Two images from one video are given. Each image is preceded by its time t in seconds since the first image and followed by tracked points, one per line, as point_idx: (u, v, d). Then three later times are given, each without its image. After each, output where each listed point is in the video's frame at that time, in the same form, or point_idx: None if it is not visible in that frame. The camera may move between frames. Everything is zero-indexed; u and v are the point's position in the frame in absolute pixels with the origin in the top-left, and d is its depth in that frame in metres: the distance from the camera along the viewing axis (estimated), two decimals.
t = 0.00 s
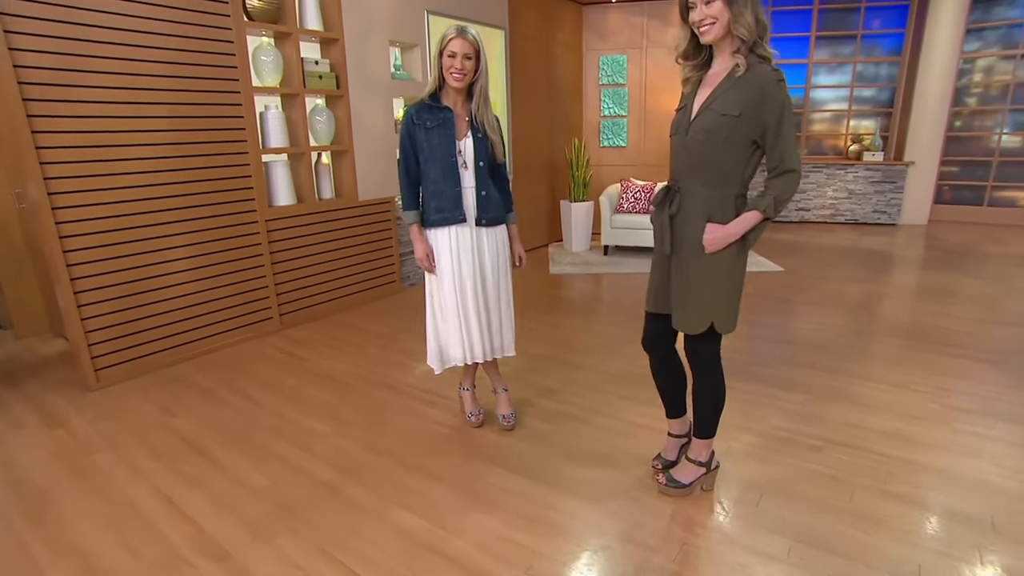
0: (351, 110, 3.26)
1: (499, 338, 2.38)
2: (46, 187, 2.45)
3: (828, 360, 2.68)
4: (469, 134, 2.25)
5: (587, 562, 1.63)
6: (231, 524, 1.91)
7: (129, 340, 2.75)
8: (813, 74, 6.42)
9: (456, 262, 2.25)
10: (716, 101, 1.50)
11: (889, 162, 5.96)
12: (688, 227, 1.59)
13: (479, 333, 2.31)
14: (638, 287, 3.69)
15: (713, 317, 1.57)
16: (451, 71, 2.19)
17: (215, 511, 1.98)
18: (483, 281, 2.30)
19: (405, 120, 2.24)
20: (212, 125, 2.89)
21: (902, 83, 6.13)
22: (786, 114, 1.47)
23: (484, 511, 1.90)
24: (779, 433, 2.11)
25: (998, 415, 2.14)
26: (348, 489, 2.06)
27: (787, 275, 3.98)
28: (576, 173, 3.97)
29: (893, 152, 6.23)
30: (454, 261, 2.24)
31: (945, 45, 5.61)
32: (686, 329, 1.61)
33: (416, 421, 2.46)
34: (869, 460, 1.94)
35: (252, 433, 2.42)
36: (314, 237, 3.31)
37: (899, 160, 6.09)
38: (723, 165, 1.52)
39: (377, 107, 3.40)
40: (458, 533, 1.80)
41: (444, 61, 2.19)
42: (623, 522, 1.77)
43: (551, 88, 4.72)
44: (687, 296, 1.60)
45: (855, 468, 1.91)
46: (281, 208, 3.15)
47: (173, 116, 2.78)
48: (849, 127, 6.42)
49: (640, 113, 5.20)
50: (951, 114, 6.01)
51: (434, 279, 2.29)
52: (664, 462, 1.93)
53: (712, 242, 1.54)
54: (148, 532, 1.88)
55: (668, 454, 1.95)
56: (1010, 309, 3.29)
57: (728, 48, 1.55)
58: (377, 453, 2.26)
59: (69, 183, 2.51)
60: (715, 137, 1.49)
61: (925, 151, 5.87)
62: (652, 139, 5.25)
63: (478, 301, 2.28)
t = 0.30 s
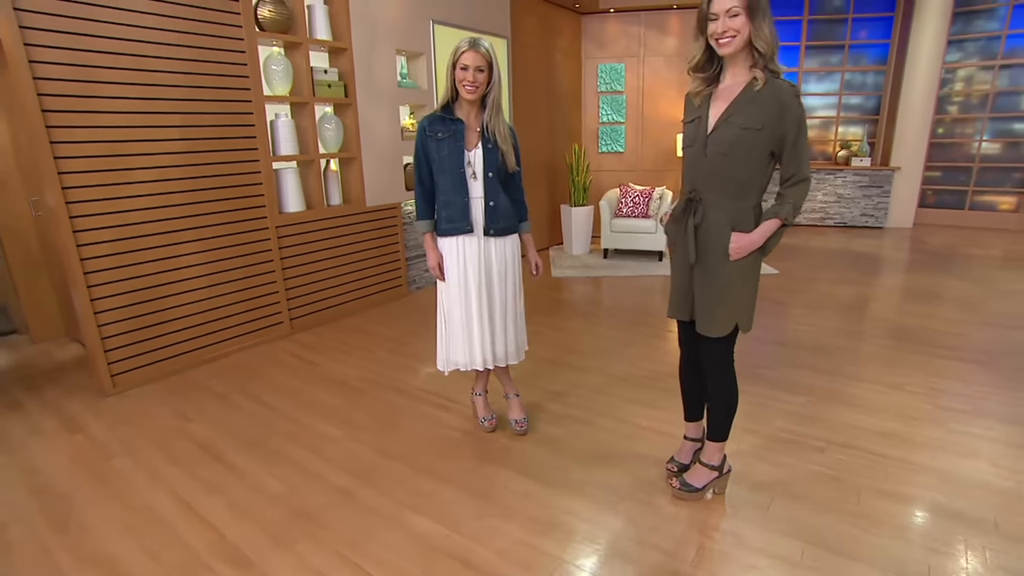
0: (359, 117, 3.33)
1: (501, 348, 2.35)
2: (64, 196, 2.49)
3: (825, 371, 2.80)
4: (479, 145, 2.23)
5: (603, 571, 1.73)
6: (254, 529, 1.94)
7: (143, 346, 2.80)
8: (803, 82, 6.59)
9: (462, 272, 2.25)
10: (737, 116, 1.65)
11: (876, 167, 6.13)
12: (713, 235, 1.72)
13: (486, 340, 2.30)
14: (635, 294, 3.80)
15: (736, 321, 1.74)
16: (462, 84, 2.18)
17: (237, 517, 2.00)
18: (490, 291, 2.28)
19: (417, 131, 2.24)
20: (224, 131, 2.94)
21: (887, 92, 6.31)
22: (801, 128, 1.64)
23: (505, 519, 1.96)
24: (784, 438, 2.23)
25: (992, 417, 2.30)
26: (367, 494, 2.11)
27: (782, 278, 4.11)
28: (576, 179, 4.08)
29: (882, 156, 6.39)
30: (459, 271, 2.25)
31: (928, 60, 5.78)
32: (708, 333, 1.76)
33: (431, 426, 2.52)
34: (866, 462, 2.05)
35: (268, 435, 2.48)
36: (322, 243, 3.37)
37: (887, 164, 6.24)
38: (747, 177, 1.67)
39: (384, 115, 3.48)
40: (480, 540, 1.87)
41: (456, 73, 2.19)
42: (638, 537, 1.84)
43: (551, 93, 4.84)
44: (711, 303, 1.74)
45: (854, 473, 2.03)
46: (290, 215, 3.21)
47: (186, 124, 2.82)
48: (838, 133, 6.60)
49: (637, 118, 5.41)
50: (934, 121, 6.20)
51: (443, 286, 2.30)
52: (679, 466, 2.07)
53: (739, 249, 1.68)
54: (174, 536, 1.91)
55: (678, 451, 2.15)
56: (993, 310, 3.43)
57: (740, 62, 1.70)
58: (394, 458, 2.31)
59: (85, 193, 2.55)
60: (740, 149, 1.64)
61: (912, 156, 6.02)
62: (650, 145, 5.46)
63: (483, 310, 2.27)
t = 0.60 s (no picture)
0: (361, 117, 3.35)
1: (512, 352, 2.32)
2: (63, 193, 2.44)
3: (834, 377, 2.82)
4: (491, 147, 2.22)
5: None
6: (267, 539, 1.92)
7: (147, 350, 2.77)
8: (803, 80, 6.60)
9: (472, 275, 2.23)
10: (758, 123, 1.64)
11: (876, 165, 6.17)
12: (734, 239, 1.72)
13: (496, 344, 2.28)
14: (638, 295, 3.81)
15: (760, 322, 1.74)
16: (474, 87, 2.15)
17: (249, 527, 1.98)
18: (501, 293, 2.27)
19: (428, 133, 2.22)
20: (225, 132, 2.91)
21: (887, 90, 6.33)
22: (822, 135, 1.64)
23: (522, 529, 1.96)
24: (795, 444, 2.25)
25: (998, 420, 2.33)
26: (380, 502, 2.10)
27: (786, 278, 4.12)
28: (577, 177, 4.10)
29: (881, 154, 6.42)
30: (470, 274, 2.23)
31: (927, 57, 5.80)
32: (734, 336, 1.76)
33: (441, 430, 2.52)
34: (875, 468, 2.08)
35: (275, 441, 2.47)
36: (325, 244, 3.37)
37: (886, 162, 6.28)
38: (769, 183, 1.67)
39: (384, 114, 3.50)
40: (497, 549, 1.87)
41: (467, 75, 2.16)
42: (658, 546, 1.84)
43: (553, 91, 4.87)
44: (736, 307, 1.75)
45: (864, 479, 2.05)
46: (293, 216, 3.21)
47: (188, 124, 2.79)
48: (838, 131, 6.63)
49: (637, 115, 5.52)
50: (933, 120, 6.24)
51: (453, 288, 2.28)
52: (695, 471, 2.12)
53: (759, 253, 1.68)
54: (186, 547, 1.89)
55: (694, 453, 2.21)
56: (992, 309, 3.47)
57: (759, 69, 1.68)
58: (406, 465, 2.30)
59: (87, 195, 2.51)
60: (763, 156, 1.64)
61: (912, 154, 6.07)
62: (651, 142, 5.56)
63: (494, 312, 2.26)
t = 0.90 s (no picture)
0: (362, 113, 3.33)
1: (526, 353, 2.36)
2: (61, 189, 2.39)
3: (838, 378, 2.84)
4: (505, 147, 2.24)
5: None
6: (278, 546, 1.91)
7: (150, 352, 2.75)
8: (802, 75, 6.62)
9: (485, 276, 2.25)
10: (783, 125, 1.66)
11: (873, 161, 6.22)
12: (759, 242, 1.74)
13: (509, 346, 2.30)
14: (639, 293, 3.82)
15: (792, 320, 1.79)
16: (486, 87, 2.16)
17: (259, 533, 1.96)
18: (515, 295, 2.29)
19: (439, 132, 2.23)
20: (227, 129, 2.87)
21: (884, 85, 6.37)
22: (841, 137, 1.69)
23: (535, 532, 1.96)
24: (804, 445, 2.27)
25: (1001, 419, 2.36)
26: (390, 506, 2.09)
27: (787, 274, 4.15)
28: (578, 173, 4.08)
29: (878, 149, 6.47)
30: (483, 274, 2.25)
31: (925, 52, 5.83)
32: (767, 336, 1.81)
33: (448, 432, 2.51)
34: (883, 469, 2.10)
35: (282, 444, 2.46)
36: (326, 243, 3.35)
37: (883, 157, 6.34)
38: (792, 185, 1.70)
39: (385, 111, 3.47)
40: (512, 553, 1.87)
41: (479, 75, 2.16)
42: (672, 550, 1.85)
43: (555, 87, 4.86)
44: (769, 308, 1.78)
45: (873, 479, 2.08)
46: (294, 215, 3.18)
47: (189, 122, 2.75)
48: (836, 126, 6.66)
49: (637, 110, 5.53)
50: (930, 115, 6.30)
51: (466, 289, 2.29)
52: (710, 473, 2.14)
53: (786, 255, 1.72)
54: (197, 554, 1.88)
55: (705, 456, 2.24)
56: (989, 305, 3.50)
57: (778, 72, 1.72)
58: (415, 468, 2.30)
59: (88, 195, 2.46)
60: (788, 159, 1.67)
61: (909, 150, 6.13)
62: (650, 139, 5.57)
63: (508, 313, 2.28)
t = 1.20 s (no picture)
0: (361, 116, 3.31)
1: (534, 360, 2.38)
2: (58, 193, 2.34)
3: (840, 381, 2.87)
4: (512, 154, 2.22)
5: None
6: (288, 558, 1.89)
7: (150, 360, 2.71)
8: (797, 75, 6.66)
9: (494, 286, 2.25)
10: (807, 135, 1.68)
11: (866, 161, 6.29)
12: (785, 253, 1.77)
13: (516, 355, 2.33)
14: (637, 294, 3.83)
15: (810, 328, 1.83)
16: (494, 94, 2.14)
17: (268, 546, 1.94)
18: (524, 304, 2.31)
19: (446, 140, 2.22)
20: (226, 133, 2.84)
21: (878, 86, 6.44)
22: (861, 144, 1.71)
23: (546, 542, 1.95)
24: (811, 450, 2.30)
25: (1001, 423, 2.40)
26: (398, 517, 2.07)
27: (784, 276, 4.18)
28: (576, 174, 4.09)
29: (871, 149, 6.54)
30: (492, 284, 2.25)
31: (918, 53, 5.88)
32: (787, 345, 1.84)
33: (454, 439, 2.51)
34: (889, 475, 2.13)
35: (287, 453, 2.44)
36: (325, 247, 3.33)
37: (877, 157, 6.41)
38: (815, 194, 1.73)
39: (384, 113, 3.45)
40: (524, 563, 1.86)
41: (486, 81, 2.15)
42: (686, 558, 1.86)
43: (549, 86, 4.89)
44: (789, 318, 1.82)
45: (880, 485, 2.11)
46: (294, 219, 3.16)
47: (188, 127, 2.71)
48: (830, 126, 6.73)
49: (634, 111, 5.54)
50: (922, 116, 6.40)
51: (475, 297, 2.29)
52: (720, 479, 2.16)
53: (810, 265, 1.75)
54: (206, 567, 1.86)
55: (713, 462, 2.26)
56: (985, 305, 3.55)
57: (795, 81, 1.73)
58: (422, 477, 2.28)
59: (87, 201, 2.42)
60: (813, 169, 1.69)
61: (902, 150, 6.20)
62: (647, 140, 5.59)
63: (516, 323, 2.29)
